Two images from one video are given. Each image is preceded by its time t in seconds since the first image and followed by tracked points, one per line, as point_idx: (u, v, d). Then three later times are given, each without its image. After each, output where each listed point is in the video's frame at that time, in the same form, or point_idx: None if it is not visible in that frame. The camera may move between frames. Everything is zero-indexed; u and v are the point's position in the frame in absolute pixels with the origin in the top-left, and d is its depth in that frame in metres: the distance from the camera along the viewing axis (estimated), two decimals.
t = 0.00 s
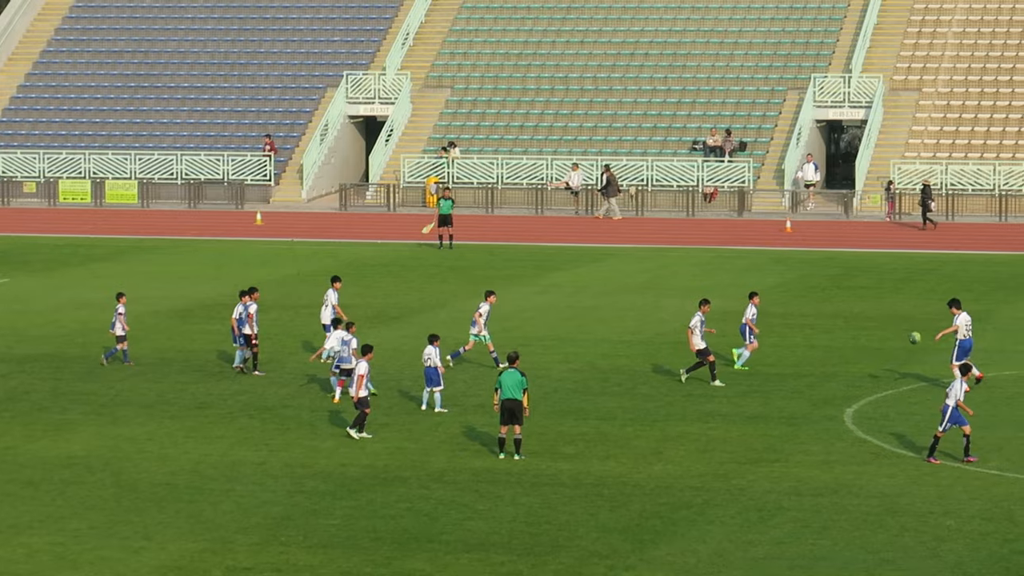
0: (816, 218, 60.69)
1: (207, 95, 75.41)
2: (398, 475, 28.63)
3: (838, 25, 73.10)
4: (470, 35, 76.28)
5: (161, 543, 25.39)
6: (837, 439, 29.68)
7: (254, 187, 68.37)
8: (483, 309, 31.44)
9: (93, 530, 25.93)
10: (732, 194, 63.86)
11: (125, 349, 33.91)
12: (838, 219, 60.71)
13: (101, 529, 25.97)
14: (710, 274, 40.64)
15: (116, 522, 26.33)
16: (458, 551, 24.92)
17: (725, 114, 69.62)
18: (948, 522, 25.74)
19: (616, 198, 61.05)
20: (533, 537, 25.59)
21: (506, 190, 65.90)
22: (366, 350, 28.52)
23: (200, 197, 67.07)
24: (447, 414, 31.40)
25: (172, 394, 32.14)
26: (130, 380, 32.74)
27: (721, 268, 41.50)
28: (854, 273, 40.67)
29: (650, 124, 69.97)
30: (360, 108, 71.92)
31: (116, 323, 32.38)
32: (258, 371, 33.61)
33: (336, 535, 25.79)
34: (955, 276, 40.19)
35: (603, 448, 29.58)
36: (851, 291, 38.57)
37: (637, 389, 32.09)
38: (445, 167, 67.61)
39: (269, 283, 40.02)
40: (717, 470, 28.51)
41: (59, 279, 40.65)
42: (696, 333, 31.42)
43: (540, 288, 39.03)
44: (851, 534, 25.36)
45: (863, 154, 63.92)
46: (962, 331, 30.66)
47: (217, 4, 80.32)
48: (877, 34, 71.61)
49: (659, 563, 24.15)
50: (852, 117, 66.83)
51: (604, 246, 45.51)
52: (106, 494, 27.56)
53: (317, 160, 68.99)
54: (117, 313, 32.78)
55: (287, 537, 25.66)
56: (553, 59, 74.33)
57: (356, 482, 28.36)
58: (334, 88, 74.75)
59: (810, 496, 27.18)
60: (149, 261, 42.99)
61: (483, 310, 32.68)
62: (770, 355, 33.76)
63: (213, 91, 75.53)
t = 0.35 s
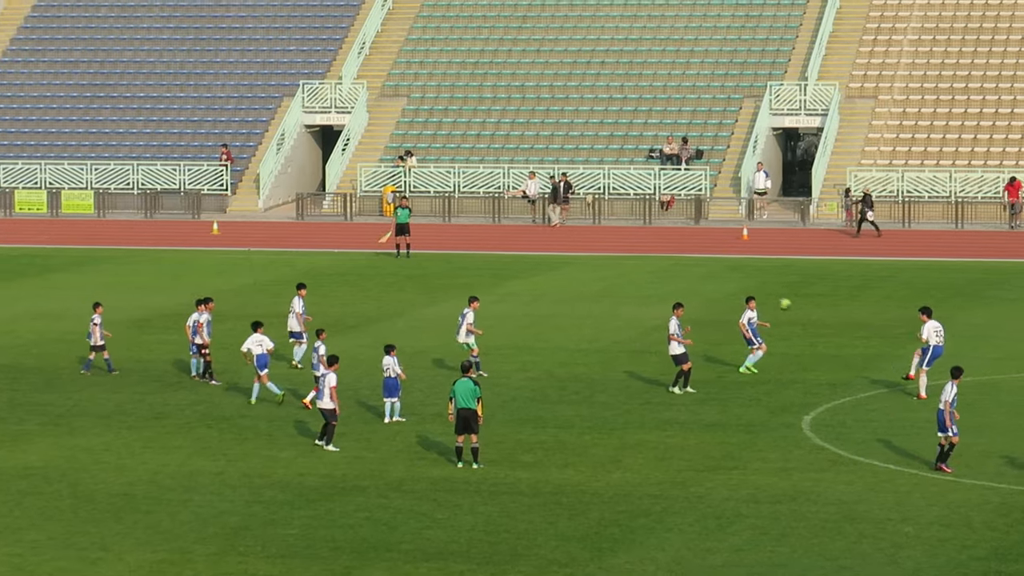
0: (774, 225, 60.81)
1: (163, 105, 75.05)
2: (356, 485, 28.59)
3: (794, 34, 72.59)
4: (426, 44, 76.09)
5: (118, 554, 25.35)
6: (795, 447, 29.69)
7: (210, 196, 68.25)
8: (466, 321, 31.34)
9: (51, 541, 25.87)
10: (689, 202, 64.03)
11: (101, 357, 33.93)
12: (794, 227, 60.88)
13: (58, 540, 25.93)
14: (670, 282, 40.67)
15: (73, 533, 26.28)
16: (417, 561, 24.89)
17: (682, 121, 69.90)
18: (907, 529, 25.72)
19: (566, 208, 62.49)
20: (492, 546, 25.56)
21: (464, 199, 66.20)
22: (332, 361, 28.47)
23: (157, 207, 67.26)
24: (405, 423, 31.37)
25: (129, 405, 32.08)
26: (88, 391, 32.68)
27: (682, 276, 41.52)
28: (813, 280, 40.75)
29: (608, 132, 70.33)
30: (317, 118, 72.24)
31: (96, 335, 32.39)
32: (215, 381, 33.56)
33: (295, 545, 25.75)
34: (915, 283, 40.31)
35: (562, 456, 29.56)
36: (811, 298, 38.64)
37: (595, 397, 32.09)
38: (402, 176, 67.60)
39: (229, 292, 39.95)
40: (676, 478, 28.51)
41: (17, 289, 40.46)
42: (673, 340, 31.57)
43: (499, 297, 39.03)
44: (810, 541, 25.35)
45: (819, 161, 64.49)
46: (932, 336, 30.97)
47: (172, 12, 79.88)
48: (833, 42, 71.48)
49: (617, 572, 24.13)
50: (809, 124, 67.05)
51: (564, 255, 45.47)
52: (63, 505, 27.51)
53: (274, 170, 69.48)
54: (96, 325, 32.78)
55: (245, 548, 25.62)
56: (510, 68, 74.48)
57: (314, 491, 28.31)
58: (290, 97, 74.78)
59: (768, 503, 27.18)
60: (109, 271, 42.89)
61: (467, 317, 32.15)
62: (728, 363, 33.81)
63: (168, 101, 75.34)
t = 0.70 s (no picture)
0: (754, 229, 60.92)
1: (144, 111, 75.03)
2: (338, 491, 28.57)
3: (775, 37, 73.25)
4: (408, 49, 76.25)
5: (100, 560, 25.33)
6: (777, 451, 29.70)
7: (192, 203, 68.75)
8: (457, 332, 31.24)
9: (33, 548, 25.85)
10: (670, 208, 64.23)
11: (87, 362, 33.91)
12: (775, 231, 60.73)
13: (40, 548, 25.90)
14: (653, 287, 40.70)
15: (55, 540, 26.27)
16: (399, 567, 24.86)
17: (662, 127, 69.68)
18: (889, 534, 25.72)
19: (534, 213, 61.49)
20: (474, 551, 25.54)
21: (445, 205, 65.65)
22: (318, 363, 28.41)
23: (138, 213, 66.84)
24: (387, 429, 31.35)
25: (110, 411, 32.06)
26: (69, 398, 32.64)
27: (664, 281, 41.57)
28: (796, 285, 40.80)
29: (587, 138, 69.80)
30: (298, 124, 71.82)
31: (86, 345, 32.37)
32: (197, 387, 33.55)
33: (277, 551, 25.73)
34: (897, 287, 40.38)
35: (544, 462, 29.55)
36: (795, 303, 38.67)
37: (577, 402, 32.08)
38: (382, 182, 67.72)
39: (211, 299, 39.93)
40: (658, 483, 28.51)
41: None
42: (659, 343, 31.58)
43: (481, 302, 39.04)
44: (792, 546, 25.35)
45: (800, 167, 64.24)
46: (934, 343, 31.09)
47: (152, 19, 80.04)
48: (813, 47, 71.71)
49: None
50: (789, 129, 67.15)
51: (547, 260, 45.50)
52: (45, 512, 27.48)
53: (256, 175, 69.01)
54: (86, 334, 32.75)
55: (227, 554, 25.59)
56: (490, 74, 74.36)
57: (296, 497, 28.29)
58: (271, 103, 74.94)
59: (751, 508, 27.18)
60: (92, 278, 42.83)
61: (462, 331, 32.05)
62: (710, 367, 33.82)
63: (149, 107, 75.28)
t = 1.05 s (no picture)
0: (746, 233, 61.02)
1: (136, 114, 75.03)
2: (332, 495, 28.57)
3: (768, 40, 73.16)
4: (401, 53, 76.25)
5: (93, 564, 25.32)
6: (770, 455, 29.69)
7: (184, 207, 68.20)
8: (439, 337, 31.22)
9: (26, 552, 25.85)
10: (663, 211, 63.92)
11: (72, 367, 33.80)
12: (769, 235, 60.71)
13: (33, 552, 25.90)
14: (646, 291, 40.69)
15: (48, 545, 26.26)
16: (392, 571, 24.86)
17: (656, 130, 69.97)
18: (882, 537, 25.72)
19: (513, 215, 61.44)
20: (468, 555, 25.54)
21: (438, 209, 65.93)
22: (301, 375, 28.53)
23: (131, 217, 67.06)
24: (380, 433, 31.33)
25: (102, 416, 32.03)
26: (62, 402, 32.63)
27: (657, 285, 41.56)
28: (789, 289, 40.79)
29: (582, 141, 70.37)
30: (291, 128, 72.09)
31: (66, 349, 32.33)
32: (190, 391, 33.52)
33: (270, 555, 25.72)
34: (891, 291, 40.39)
35: (537, 466, 29.54)
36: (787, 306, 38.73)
37: (571, 406, 32.06)
38: (376, 185, 67.65)
39: (205, 303, 39.90)
40: (651, 486, 28.51)
41: None
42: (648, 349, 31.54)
43: (474, 306, 39.03)
44: (786, 549, 25.35)
45: (792, 171, 64.25)
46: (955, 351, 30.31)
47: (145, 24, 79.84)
48: (805, 50, 71.62)
49: None
50: (782, 132, 67.26)
51: (540, 264, 45.47)
52: (38, 517, 27.47)
53: (249, 179, 69.24)
54: (65, 339, 32.71)
55: (221, 559, 25.58)
56: (483, 77, 74.30)
57: (290, 501, 28.29)
58: (263, 106, 74.86)
59: (744, 512, 27.19)
60: (84, 282, 42.78)
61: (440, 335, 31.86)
62: (703, 371, 33.82)
63: (142, 111, 75.22)
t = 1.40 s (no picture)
0: (743, 235, 61.12)
1: (133, 117, 75.13)
2: (330, 497, 28.58)
3: (766, 43, 73.00)
4: (399, 55, 76.18)
5: (91, 567, 25.33)
6: (768, 458, 29.71)
7: (184, 210, 68.00)
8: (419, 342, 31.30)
9: (24, 555, 25.85)
10: (661, 214, 64.46)
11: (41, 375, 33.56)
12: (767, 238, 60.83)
13: (31, 554, 25.89)
14: (644, 293, 40.70)
15: (45, 547, 26.27)
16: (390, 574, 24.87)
17: (653, 133, 69.93)
18: (880, 540, 25.74)
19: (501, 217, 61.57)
20: (465, 558, 25.55)
21: (435, 211, 65.73)
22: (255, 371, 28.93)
23: (128, 220, 66.68)
24: (378, 435, 31.33)
25: (99, 418, 32.02)
26: (59, 404, 32.61)
27: (654, 287, 41.60)
28: (785, 292, 40.81)
29: (579, 143, 70.41)
30: (288, 130, 72.41)
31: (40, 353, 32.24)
32: (187, 394, 33.52)
33: (268, 557, 25.74)
34: (888, 294, 40.41)
35: (535, 468, 29.56)
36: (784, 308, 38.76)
37: (569, 408, 32.06)
38: (374, 188, 67.76)
39: (203, 305, 39.89)
40: (649, 489, 28.52)
41: None
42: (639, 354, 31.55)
43: (471, 309, 39.03)
44: (783, 552, 25.37)
45: (790, 173, 64.21)
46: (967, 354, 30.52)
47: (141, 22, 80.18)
48: (804, 54, 71.58)
49: None
50: (781, 135, 67.25)
51: (538, 267, 45.47)
52: (36, 519, 27.48)
53: (246, 182, 69.21)
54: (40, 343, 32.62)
55: (219, 561, 25.59)
56: (480, 80, 74.45)
57: (288, 504, 28.30)
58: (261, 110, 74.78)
59: (742, 514, 27.20)
60: (81, 284, 42.77)
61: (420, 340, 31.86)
62: (701, 373, 33.83)
63: (140, 115, 75.23)
